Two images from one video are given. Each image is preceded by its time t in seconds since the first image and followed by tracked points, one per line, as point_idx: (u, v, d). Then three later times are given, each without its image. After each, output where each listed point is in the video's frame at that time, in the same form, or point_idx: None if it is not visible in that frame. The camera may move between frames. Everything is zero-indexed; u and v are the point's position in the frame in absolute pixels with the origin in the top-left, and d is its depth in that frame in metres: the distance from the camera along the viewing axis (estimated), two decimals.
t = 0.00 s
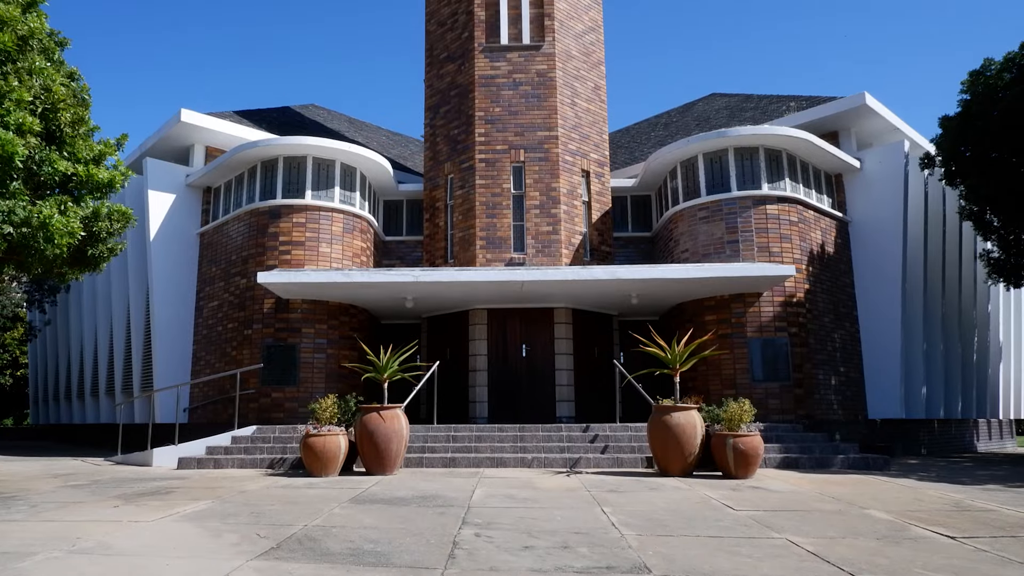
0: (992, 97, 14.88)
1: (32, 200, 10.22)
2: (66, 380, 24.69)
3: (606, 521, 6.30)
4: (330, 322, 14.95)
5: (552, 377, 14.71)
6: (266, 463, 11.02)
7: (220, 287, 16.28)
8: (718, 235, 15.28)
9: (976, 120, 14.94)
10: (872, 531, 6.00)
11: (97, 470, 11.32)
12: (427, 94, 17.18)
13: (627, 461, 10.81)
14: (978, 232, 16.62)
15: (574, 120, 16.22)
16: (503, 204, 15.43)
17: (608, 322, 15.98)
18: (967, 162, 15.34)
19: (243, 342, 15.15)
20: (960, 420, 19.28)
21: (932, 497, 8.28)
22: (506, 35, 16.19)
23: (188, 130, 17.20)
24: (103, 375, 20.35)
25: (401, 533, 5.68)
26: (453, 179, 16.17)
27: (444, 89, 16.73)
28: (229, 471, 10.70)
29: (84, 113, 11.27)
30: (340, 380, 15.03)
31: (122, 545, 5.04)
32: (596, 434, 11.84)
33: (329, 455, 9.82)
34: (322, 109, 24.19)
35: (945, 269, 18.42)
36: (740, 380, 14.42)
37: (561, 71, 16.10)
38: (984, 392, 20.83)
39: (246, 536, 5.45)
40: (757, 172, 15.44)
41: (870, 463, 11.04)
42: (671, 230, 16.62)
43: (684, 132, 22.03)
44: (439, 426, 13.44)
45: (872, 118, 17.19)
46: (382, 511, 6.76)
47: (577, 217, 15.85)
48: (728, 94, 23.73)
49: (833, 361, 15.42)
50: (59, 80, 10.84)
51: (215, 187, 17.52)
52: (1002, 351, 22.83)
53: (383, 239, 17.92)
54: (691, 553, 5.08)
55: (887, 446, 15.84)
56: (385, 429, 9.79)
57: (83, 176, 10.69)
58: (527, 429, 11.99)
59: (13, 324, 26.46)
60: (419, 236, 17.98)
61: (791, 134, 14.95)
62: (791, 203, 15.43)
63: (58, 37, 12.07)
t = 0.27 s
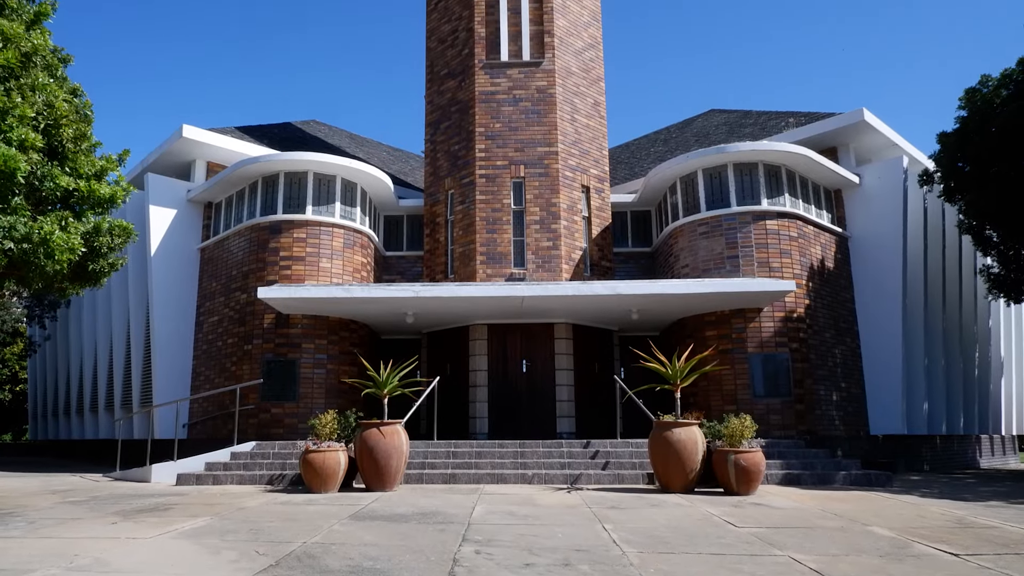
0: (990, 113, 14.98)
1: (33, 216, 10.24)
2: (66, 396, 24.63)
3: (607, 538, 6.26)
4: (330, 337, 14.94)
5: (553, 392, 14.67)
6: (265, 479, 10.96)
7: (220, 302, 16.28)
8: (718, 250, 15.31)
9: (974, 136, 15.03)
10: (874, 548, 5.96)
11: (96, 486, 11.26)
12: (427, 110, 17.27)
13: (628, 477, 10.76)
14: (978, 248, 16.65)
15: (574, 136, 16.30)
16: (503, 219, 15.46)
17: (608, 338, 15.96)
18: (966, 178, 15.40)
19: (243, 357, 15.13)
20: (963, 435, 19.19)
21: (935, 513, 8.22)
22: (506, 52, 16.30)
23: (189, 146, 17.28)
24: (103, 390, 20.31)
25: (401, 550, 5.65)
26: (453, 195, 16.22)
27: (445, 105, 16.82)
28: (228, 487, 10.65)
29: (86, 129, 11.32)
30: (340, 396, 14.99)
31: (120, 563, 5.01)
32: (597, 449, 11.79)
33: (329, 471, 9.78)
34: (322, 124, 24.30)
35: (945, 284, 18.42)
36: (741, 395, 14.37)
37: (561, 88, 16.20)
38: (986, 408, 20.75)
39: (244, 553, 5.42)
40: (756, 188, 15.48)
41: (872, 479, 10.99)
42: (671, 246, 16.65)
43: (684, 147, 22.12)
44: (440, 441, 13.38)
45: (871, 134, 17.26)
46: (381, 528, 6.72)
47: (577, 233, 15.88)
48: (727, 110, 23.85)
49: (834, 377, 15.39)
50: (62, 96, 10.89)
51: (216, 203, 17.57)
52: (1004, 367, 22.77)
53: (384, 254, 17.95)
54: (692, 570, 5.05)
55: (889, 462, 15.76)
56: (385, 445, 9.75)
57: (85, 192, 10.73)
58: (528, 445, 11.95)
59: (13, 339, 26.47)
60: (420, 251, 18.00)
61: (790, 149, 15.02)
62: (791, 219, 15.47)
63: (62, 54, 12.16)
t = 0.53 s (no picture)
0: (987, 129, 15.07)
1: (33, 231, 10.26)
2: (64, 411, 24.53)
3: (608, 555, 6.22)
4: (330, 353, 14.91)
5: (553, 408, 14.62)
6: (264, 495, 10.90)
7: (220, 317, 16.28)
8: (718, 265, 15.32)
9: (972, 152, 15.11)
10: (877, 565, 5.92)
11: (94, 502, 11.19)
12: (428, 127, 17.36)
13: (629, 493, 10.70)
14: (977, 263, 16.66)
15: (574, 152, 16.38)
16: (503, 234, 15.49)
17: (608, 353, 15.93)
18: (964, 194, 15.46)
19: (242, 373, 15.10)
20: (965, 451, 19.10)
21: (937, 530, 8.18)
22: (506, 68, 16.41)
23: (191, 161, 17.34)
24: (101, 405, 20.24)
25: (401, 567, 5.61)
26: (454, 210, 16.25)
27: (445, 121, 16.91)
28: (227, 503, 10.58)
29: (88, 144, 11.36)
30: (340, 411, 14.95)
31: None
32: (597, 465, 11.73)
33: (329, 486, 9.73)
34: (323, 140, 24.41)
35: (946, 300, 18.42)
36: (743, 411, 14.32)
37: (560, 104, 16.29)
38: (988, 424, 20.68)
39: (243, 570, 5.38)
40: (756, 204, 15.51)
41: (874, 495, 10.94)
42: (670, 261, 16.68)
43: (683, 163, 22.21)
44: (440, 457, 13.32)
45: (869, 150, 17.34)
46: (381, 545, 6.68)
47: (577, 248, 15.90)
48: (726, 126, 23.97)
49: (835, 393, 15.35)
50: (64, 112, 10.93)
51: (216, 218, 17.61)
52: (1005, 382, 22.70)
53: (384, 270, 17.96)
54: None
55: (892, 478, 15.67)
56: (385, 461, 9.70)
57: (86, 207, 10.75)
58: (528, 461, 11.89)
59: (13, 354, 26.41)
60: (420, 266, 18.02)
61: (790, 165, 15.07)
62: (790, 234, 15.50)
63: (64, 70, 12.26)
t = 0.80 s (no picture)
0: (985, 151, 15.16)
1: (35, 252, 10.28)
2: (62, 433, 24.40)
3: None
4: (330, 375, 14.87)
5: (554, 430, 14.56)
6: (263, 518, 10.82)
7: (220, 339, 16.26)
8: (718, 287, 15.33)
9: (970, 174, 15.19)
10: None
11: (91, 526, 11.09)
12: (428, 149, 17.47)
13: (631, 517, 10.61)
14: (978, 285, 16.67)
15: (574, 174, 16.46)
16: (503, 256, 15.52)
17: (609, 375, 15.87)
18: (963, 216, 15.53)
19: (242, 395, 15.04)
20: (969, 474, 18.96)
21: (942, 554, 8.11)
22: (506, 91, 16.55)
23: (192, 183, 17.43)
24: (100, 427, 20.14)
25: None
26: (454, 232, 16.29)
27: (446, 143, 17.02)
28: (225, 527, 10.49)
29: (91, 167, 11.42)
30: (339, 434, 14.87)
31: None
32: (599, 488, 11.64)
33: (328, 510, 9.65)
34: (325, 162, 24.54)
35: (947, 321, 18.40)
36: (745, 433, 14.25)
37: (560, 127, 16.42)
38: (991, 446, 20.54)
39: None
40: (755, 226, 15.56)
41: (878, 519, 10.86)
42: (670, 282, 16.70)
43: (683, 185, 22.32)
44: (440, 480, 13.23)
45: (868, 172, 17.45)
46: (380, 569, 6.62)
47: (577, 270, 15.92)
48: (725, 148, 24.12)
49: (837, 415, 15.29)
50: (67, 135, 11.00)
51: (217, 240, 17.65)
52: (1008, 404, 22.59)
53: (384, 291, 17.97)
54: None
55: (895, 502, 15.54)
56: (385, 484, 9.63)
57: (87, 229, 10.77)
58: (528, 484, 11.80)
59: (12, 376, 26.36)
60: (420, 288, 18.03)
61: (789, 187, 15.14)
62: (790, 255, 15.53)
63: (68, 93, 12.37)
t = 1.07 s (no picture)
0: (984, 171, 15.21)
1: (35, 272, 10.28)
2: (60, 454, 24.27)
3: None
4: (330, 395, 14.80)
5: (555, 452, 14.47)
6: (261, 540, 10.74)
7: (219, 359, 16.23)
8: (718, 307, 15.33)
9: (969, 195, 15.24)
10: None
11: (87, 548, 10.98)
12: (428, 170, 17.55)
13: (632, 539, 10.53)
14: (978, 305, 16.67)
15: (574, 195, 16.53)
16: (503, 276, 15.54)
17: (610, 396, 15.81)
18: (963, 236, 15.56)
19: (242, 415, 14.98)
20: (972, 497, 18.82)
21: None
22: (507, 113, 16.67)
23: (194, 204, 17.49)
24: (98, 448, 20.03)
25: None
26: (455, 252, 16.31)
27: (446, 164, 17.10)
28: (223, 549, 10.40)
29: (93, 187, 11.46)
30: (339, 455, 14.79)
31: None
32: (599, 510, 11.54)
33: (327, 532, 9.57)
34: (326, 183, 24.64)
35: (948, 342, 18.37)
36: (746, 455, 14.17)
37: (560, 148, 16.52)
38: (994, 468, 20.41)
39: None
40: (755, 246, 15.58)
41: (882, 541, 10.77)
42: (671, 303, 16.70)
43: (682, 206, 22.41)
44: (440, 502, 13.13)
45: (866, 193, 17.53)
46: None
47: (577, 290, 15.93)
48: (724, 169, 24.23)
49: (839, 436, 15.21)
50: (69, 156, 11.06)
51: (218, 260, 17.67)
52: (1010, 425, 22.48)
53: (384, 311, 17.97)
54: None
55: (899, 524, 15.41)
56: (384, 506, 9.55)
57: (88, 249, 10.78)
58: (529, 505, 11.70)
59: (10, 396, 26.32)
60: (421, 308, 18.03)
61: (788, 208, 15.20)
62: (790, 276, 15.55)
63: (71, 115, 12.48)
